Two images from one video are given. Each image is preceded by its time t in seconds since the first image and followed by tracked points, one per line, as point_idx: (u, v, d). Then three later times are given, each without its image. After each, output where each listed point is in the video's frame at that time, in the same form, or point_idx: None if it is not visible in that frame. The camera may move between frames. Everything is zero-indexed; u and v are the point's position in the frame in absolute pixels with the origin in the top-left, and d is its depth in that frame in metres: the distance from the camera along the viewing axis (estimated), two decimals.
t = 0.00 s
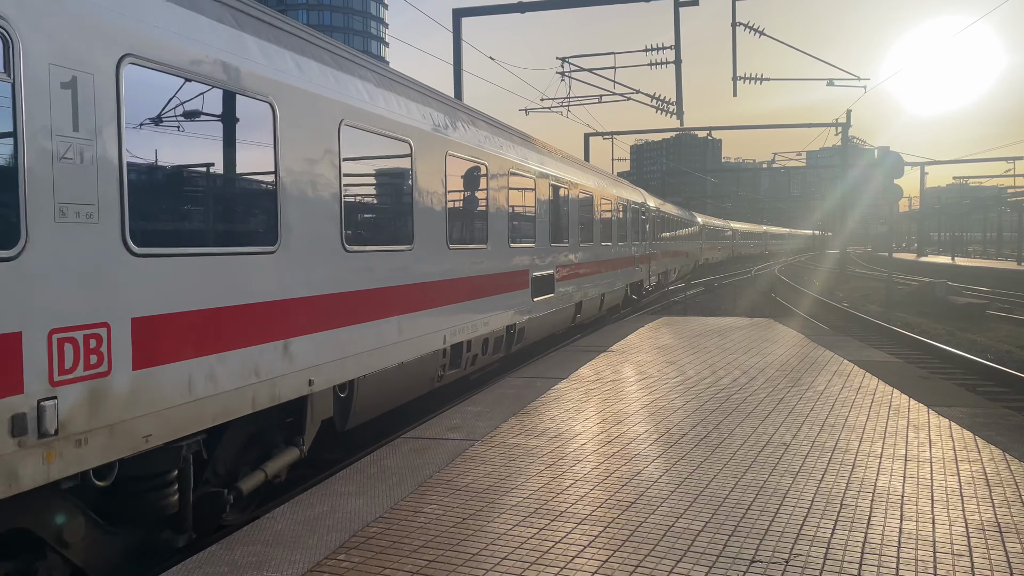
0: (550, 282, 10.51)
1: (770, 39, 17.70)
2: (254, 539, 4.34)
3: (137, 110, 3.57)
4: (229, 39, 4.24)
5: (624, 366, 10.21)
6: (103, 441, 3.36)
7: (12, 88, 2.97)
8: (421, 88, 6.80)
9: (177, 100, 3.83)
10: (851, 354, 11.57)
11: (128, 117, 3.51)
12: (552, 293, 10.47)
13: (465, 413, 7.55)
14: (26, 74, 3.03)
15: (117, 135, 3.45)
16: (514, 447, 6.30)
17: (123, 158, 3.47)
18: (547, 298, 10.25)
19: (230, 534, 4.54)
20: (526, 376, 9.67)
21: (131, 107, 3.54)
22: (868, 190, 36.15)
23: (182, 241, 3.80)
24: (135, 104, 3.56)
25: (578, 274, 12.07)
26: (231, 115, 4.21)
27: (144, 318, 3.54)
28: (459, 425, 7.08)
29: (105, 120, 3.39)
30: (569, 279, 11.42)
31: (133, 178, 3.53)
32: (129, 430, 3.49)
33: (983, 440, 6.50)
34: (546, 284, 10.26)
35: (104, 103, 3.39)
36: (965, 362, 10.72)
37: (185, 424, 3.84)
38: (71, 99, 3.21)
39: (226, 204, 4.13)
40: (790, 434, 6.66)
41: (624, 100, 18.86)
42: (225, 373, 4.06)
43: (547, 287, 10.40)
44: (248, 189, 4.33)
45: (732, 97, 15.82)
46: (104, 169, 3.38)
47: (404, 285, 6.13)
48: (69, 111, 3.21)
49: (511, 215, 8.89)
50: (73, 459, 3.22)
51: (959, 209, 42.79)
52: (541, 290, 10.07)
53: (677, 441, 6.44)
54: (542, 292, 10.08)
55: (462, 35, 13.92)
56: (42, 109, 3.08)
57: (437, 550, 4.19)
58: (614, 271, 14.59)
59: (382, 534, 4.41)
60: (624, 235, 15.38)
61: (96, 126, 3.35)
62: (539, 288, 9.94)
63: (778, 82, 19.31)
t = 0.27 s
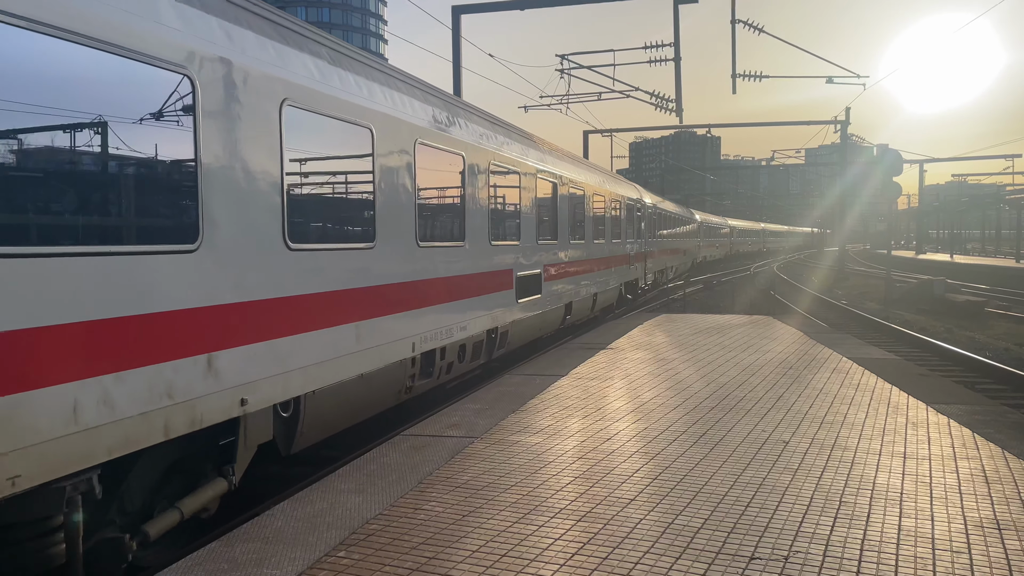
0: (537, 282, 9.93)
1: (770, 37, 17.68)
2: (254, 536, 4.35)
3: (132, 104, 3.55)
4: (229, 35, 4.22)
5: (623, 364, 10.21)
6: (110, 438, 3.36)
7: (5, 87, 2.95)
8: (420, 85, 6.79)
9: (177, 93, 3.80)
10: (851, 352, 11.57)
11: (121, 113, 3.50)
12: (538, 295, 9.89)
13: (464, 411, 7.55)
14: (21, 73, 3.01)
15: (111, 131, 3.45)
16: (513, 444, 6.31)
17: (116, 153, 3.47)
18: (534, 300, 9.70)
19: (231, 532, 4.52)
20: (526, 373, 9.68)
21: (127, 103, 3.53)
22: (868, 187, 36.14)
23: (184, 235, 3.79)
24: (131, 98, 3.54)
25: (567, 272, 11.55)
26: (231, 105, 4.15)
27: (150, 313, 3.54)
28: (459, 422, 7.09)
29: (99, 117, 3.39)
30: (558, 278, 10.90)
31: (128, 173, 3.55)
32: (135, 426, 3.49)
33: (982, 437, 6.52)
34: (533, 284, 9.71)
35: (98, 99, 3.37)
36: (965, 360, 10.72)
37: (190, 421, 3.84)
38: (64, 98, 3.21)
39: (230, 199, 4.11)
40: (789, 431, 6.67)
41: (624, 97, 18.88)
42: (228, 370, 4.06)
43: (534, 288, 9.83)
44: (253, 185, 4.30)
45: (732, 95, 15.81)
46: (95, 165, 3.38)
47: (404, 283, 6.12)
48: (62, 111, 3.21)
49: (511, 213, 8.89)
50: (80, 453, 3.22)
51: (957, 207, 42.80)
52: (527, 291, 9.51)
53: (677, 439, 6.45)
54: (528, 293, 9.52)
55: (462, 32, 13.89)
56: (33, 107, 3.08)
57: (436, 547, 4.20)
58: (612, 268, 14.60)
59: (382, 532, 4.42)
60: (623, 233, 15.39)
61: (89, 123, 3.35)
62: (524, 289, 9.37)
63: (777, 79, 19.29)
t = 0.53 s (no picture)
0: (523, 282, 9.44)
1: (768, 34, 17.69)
2: (252, 533, 4.34)
3: (128, 100, 3.48)
4: (229, 30, 4.22)
5: (622, 361, 10.22)
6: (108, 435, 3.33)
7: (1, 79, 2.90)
8: (418, 80, 6.77)
9: (172, 90, 3.75)
10: (849, 348, 11.59)
11: (115, 109, 3.40)
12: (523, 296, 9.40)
13: (463, 407, 7.55)
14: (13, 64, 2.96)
15: (106, 127, 3.35)
16: (512, 441, 6.32)
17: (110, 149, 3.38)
18: (519, 300, 9.22)
19: (230, 528, 4.50)
20: (524, 370, 9.69)
21: (123, 98, 3.46)
22: (866, 184, 36.19)
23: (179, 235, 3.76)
24: (127, 94, 3.47)
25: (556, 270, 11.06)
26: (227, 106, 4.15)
27: (146, 312, 3.52)
28: (458, 419, 7.09)
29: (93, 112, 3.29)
30: (547, 276, 10.43)
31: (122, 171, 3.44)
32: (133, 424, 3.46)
33: (979, 433, 6.53)
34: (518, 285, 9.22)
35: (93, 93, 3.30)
36: (962, 356, 10.75)
37: (188, 419, 3.81)
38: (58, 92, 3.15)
39: (224, 199, 4.11)
40: (787, 427, 6.68)
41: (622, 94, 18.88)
42: (225, 367, 4.03)
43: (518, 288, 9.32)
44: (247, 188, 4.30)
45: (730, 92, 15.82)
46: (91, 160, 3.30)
47: (403, 279, 6.12)
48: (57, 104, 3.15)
49: (509, 210, 8.89)
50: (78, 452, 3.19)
51: (955, 204, 42.83)
52: (512, 291, 9.03)
53: (675, 435, 6.46)
54: (513, 294, 9.04)
55: (460, 29, 13.88)
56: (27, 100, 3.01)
57: (435, 544, 4.20)
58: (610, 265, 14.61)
59: (381, 528, 4.42)
60: (621, 230, 15.40)
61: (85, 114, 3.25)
62: (508, 289, 8.89)
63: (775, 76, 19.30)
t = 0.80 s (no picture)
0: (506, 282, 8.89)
1: (767, 31, 17.68)
2: (251, 531, 4.34)
3: (122, 102, 3.50)
4: (224, 26, 4.22)
5: (620, 358, 10.22)
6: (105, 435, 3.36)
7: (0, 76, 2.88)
8: (415, 77, 6.76)
9: (170, 90, 3.79)
10: (846, 346, 11.60)
11: (111, 108, 3.43)
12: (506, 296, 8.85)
13: (461, 405, 7.56)
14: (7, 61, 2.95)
15: (99, 128, 3.36)
16: (510, 438, 6.32)
17: (104, 151, 3.37)
18: (501, 301, 8.68)
19: (231, 525, 4.50)
20: (522, 368, 9.69)
21: (120, 100, 3.49)
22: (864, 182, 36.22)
23: (175, 235, 3.78)
24: (122, 96, 3.50)
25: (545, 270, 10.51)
26: (227, 105, 4.18)
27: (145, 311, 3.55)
28: (456, 416, 7.10)
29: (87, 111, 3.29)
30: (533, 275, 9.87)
31: (117, 173, 3.45)
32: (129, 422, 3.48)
33: (976, 430, 6.55)
34: (501, 285, 8.67)
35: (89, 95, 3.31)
36: (959, 353, 10.77)
37: (186, 418, 3.83)
38: (56, 90, 3.15)
39: (221, 199, 4.12)
40: (785, 425, 6.69)
41: (620, 92, 18.85)
42: (223, 367, 4.05)
43: (501, 289, 8.75)
44: (242, 186, 4.28)
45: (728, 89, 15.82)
46: (85, 163, 3.28)
47: (400, 277, 6.11)
48: (53, 104, 3.13)
49: (507, 207, 8.88)
50: (74, 451, 3.21)
51: (953, 201, 42.86)
52: (494, 293, 8.47)
53: (673, 432, 6.47)
54: (495, 295, 8.48)
55: (457, 26, 13.85)
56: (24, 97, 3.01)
57: (434, 540, 4.21)
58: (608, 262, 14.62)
59: (380, 525, 4.42)
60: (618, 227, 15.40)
61: (79, 114, 3.26)
62: (490, 290, 8.33)
63: (773, 73, 19.30)
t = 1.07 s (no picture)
0: (485, 285, 8.25)
1: (765, 28, 17.66)
2: (249, 528, 4.34)
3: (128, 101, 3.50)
4: (224, 23, 4.20)
5: (618, 355, 10.22)
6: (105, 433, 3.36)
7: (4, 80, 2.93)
8: (413, 74, 6.74)
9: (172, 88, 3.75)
10: (844, 343, 11.61)
11: (115, 106, 3.44)
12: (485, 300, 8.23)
13: (459, 402, 7.55)
14: (8, 63, 2.95)
15: (100, 126, 3.39)
16: (508, 436, 6.32)
17: (107, 149, 3.43)
18: (479, 306, 8.05)
19: (227, 524, 4.49)
20: (520, 365, 9.68)
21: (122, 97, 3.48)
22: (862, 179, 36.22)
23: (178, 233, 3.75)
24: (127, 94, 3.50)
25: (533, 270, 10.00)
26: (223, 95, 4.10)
27: (148, 309, 3.54)
28: (454, 414, 7.09)
29: (88, 111, 3.33)
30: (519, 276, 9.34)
31: (119, 171, 3.47)
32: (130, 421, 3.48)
33: (974, 427, 6.56)
34: (479, 288, 8.03)
35: (91, 94, 3.33)
36: (957, 350, 10.77)
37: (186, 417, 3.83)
38: (57, 91, 3.17)
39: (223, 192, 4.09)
40: (783, 422, 6.69)
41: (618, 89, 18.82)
42: (223, 366, 4.05)
43: (479, 292, 8.09)
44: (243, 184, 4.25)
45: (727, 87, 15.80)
46: (84, 161, 3.33)
47: (398, 275, 6.10)
48: (53, 105, 3.16)
49: (505, 205, 8.87)
50: (72, 450, 3.19)
51: (951, 199, 42.90)
52: (471, 297, 7.82)
53: (671, 430, 6.47)
54: (472, 299, 7.85)
55: (455, 24, 13.82)
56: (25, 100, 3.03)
57: (432, 538, 4.21)
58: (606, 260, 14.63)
59: (377, 523, 4.42)
60: (616, 225, 15.39)
61: (78, 116, 3.29)
62: (467, 294, 7.70)
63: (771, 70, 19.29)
